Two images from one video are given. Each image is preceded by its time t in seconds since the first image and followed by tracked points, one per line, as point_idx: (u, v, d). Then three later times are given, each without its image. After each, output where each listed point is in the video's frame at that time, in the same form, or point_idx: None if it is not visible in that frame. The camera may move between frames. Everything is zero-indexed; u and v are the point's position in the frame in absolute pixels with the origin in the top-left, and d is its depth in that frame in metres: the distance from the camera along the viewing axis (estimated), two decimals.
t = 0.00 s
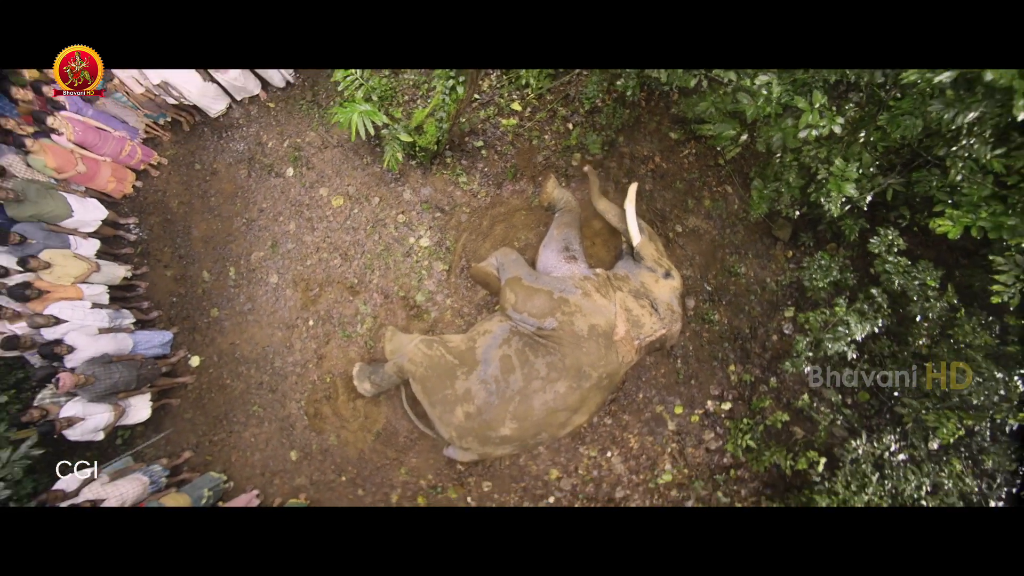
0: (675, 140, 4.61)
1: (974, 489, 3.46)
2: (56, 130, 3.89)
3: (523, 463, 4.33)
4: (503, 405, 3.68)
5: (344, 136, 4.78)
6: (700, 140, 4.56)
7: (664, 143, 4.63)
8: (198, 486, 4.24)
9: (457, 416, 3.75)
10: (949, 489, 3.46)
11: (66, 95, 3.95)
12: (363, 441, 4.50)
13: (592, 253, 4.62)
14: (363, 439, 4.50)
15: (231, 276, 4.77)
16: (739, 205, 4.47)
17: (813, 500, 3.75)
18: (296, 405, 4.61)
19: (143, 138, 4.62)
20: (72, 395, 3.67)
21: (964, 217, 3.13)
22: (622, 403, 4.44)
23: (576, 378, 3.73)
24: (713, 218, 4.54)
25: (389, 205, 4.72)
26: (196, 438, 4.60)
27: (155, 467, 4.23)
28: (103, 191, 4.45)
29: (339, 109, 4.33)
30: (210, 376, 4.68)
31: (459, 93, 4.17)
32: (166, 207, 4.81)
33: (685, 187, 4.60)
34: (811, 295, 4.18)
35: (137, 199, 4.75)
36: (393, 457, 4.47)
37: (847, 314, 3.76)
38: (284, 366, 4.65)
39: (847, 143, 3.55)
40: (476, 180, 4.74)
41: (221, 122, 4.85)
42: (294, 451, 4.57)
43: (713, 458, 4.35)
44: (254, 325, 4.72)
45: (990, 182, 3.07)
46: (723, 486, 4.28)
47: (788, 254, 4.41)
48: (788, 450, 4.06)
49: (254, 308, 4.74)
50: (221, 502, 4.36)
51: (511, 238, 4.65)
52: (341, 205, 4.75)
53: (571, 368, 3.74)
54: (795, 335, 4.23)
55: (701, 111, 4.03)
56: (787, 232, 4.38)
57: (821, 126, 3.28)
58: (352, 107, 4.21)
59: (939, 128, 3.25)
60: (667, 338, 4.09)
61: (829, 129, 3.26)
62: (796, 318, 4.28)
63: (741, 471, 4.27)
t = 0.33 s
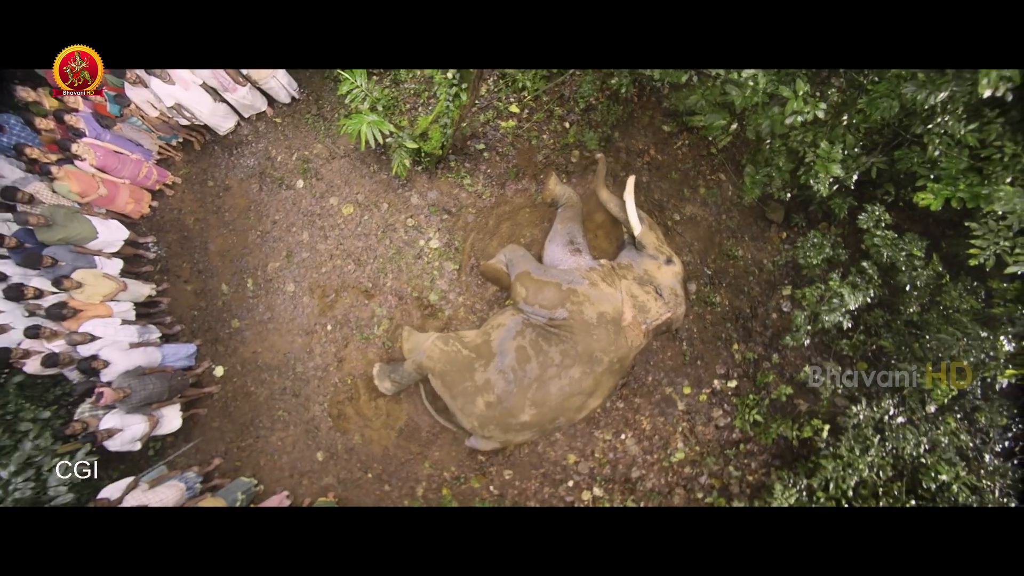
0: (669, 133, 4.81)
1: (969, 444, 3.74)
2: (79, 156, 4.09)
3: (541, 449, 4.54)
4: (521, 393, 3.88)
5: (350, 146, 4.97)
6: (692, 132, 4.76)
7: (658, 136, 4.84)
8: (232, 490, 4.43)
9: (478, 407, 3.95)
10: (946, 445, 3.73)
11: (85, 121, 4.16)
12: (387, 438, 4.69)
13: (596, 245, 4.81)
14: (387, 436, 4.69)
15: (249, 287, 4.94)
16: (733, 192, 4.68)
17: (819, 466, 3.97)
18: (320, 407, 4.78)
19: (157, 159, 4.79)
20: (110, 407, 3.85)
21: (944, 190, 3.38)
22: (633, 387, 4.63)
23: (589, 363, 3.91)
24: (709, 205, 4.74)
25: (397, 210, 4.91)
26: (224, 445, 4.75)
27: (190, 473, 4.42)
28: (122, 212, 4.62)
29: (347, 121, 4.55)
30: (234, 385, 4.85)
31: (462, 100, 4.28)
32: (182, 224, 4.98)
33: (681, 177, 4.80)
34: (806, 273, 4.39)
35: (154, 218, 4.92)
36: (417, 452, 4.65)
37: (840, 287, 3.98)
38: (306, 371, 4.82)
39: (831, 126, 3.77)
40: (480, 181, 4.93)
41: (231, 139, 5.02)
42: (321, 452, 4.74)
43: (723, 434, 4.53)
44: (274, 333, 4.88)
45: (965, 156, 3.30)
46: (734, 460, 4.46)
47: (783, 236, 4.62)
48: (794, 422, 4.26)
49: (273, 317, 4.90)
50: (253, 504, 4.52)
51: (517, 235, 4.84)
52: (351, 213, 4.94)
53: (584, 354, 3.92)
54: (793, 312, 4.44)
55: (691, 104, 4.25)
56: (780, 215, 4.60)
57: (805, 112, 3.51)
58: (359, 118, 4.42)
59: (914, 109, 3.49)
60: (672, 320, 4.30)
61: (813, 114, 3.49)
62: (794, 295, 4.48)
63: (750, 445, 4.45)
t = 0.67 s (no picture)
0: (661, 121, 5.01)
1: (964, 396, 3.97)
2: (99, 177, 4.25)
3: (559, 431, 4.73)
4: (539, 376, 4.07)
5: (355, 152, 5.14)
6: (684, 119, 4.96)
7: (651, 125, 5.03)
8: (264, 490, 4.58)
9: (499, 394, 4.14)
10: (942, 399, 3.97)
11: (102, 144, 4.31)
12: (410, 431, 4.86)
13: (598, 233, 5.00)
14: (410, 429, 4.86)
15: (266, 295, 5.09)
16: (727, 174, 4.88)
17: (825, 427, 4.18)
18: (343, 406, 4.94)
19: (169, 176, 4.94)
20: (146, 416, 4.02)
21: (925, 159, 3.60)
22: (643, 366, 4.80)
23: (601, 344, 4.10)
24: (705, 188, 4.93)
25: (405, 212, 5.08)
26: (253, 448, 4.90)
27: (223, 476, 4.58)
28: (139, 230, 4.75)
29: (354, 128, 4.75)
30: (258, 390, 5.00)
31: (464, 101, 4.50)
32: (197, 238, 5.13)
33: (676, 163, 4.99)
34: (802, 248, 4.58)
35: (170, 234, 5.07)
36: (440, 443, 4.83)
37: (833, 256, 4.20)
38: (326, 372, 4.99)
39: (815, 106, 3.97)
40: (482, 179, 5.11)
41: (239, 153, 5.18)
42: (347, 448, 4.90)
43: (731, 406, 4.69)
44: (293, 337, 5.04)
45: (943, 125, 3.52)
46: (744, 430, 4.62)
47: (777, 214, 4.82)
48: (798, 389, 4.46)
49: (291, 321, 5.05)
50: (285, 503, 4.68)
51: (522, 229, 5.02)
52: (361, 217, 5.10)
53: (596, 336, 4.10)
54: (791, 285, 4.64)
55: (681, 92, 4.44)
56: (773, 193, 4.80)
57: (790, 93, 3.72)
58: (366, 125, 4.60)
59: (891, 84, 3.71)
60: (676, 299, 4.49)
61: (797, 94, 3.68)
62: (791, 268, 4.68)
63: (758, 415, 4.63)
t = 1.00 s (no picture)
0: (654, 111, 5.17)
1: (960, 358, 4.14)
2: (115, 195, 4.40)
3: (573, 416, 4.88)
4: (552, 362, 4.23)
5: (359, 158, 5.28)
6: (675, 108, 5.13)
7: (645, 115, 5.20)
8: (291, 489, 4.70)
9: (514, 381, 4.30)
10: (939, 360, 4.14)
11: (116, 163, 4.43)
12: (428, 425, 5.00)
13: (599, 223, 5.13)
14: (429, 423, 5.00)
15: (279, 301, 5.21)
16: (721, 158, 5.04)
17: (829, 394, 4.37)
18: (361, 404, 5.07)
19: (179, 191, 5.06)
20: (174, 423, 4.15)
21: (908, 133, 3.80)
22: (650, 349, 4.95)
23: (610, 327, 4.25)
24: (700, 173, 5.10)
25: (411, 212, 5.22)
26: (275, 451, 5.02)
27: (249, 479, 4.71)
28: (153, 245, 4.86)
29: (359, 134, 4.88)
30: (277, 394, 5.12)
31: (464, 101, 4.66)
32: (209, 250, 5.25)
33: (670, 151, 5.16)
34: (796, 225, 4.74)
35: (182, 247, 5.19)
36: (458, 434, 4.97)
37: (826, 230, 4.39)
38: (343, 372, 5.11)
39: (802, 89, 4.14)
40: (484, 176, 5.25)
41: (244, 164, 5.30)
42: (368, 446, 5.02)
43: (738, 382, 4.84)
44: (308, 340, 5.17)
45: (924, 99, 3.70)
46: (751, 405, 4.76)
47: (771, 194, 4.99)
48: (801, 361, 4.63)
49: (306, 325, 5.18)
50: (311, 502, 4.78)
51: (525, 223, 5.17)
52: (368, 220, 5.24)
53: (604, 320, 4.25)
54: (788, 262, 4.81)
55: (671, 82, 4.58)
56: (765, 174, 4.98)
57: (777, 76, 3.88)
58: (371, 131, 4.74)
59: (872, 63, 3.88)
60: (678, 281, 4.66)
61: (784, 77, 3.84)
62: (787, 246, 4.85)
63: (763, 389, 4.77)
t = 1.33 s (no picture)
0: (645, 102, 5.33)
1: (952, 319, 4.33)
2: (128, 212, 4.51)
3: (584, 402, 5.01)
4: (562, 348, 4.37)
5: (360, 163, 5.42)
6: (666, 97, 5.28)
7: (636, 106, 5.35)
8: (315, 489, 4.81)
9: (527, 370, 4.44)
10: (932, 323, 4.34)
11: (126, 181, 4.55)
12: (444, 419, 5.12)
13: (598, 213, 5.27)
14: (444, 417, 5.13)
15: (291, 307, 5.33)
16: (712, 143, 5.20)
17: (830, 362, 4.54)
18: (376, 403, 5.19)
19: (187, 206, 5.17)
20: (199, 430, 4.29)
21: (891, 107, 3.99)
22: (655, 332, 5.07)
23: (616, 311, 4.39)
24: (693, 160, 5.25)
25: (415, 214, 5.36)
26: (296, 454, 5.12)
27: (273, 483, 4.81)
28: (164, 260, 4.94)
29: (361, 140, 5.01)
30: (294, 398, 5.23)
31: (462, 102, 4.82)
32: (219, 262, 5.36)
33: (663, 139, 5.31)
34: (789, 203, 4.89)
35: (192, 261, 5.30)
36: (473, 426, 5.09)
37: (818, 205, 4.56)
38: (358, 373, 5.23)
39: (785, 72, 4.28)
40: (483, 174, 5.39)
41: (249, 176, 5.42)
42: (386, 443, 5.12)
43: (742, 359, 4.96)
44: (322, 343, 5.28)
45: (904, 74, 3.86)
46: (756, 380, 4.89)
47: (763, 176, 5.15)
48: (802, 335, 4.77)
49: (318, 330, 5.29)
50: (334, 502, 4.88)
51: (526, 217, 5.31)
52: (373, 223, 5.37)
53: (610, 305, 4.39)
54: (784, 241, 4.97)
55: (661, 72, 4.71)
56: (756, 156, 5.14)
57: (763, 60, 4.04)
58: (372, 136, 4.87)
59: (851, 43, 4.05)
60: (678, 264, 4.81)
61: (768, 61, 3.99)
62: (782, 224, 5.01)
63: (768, 364, 4.91)
